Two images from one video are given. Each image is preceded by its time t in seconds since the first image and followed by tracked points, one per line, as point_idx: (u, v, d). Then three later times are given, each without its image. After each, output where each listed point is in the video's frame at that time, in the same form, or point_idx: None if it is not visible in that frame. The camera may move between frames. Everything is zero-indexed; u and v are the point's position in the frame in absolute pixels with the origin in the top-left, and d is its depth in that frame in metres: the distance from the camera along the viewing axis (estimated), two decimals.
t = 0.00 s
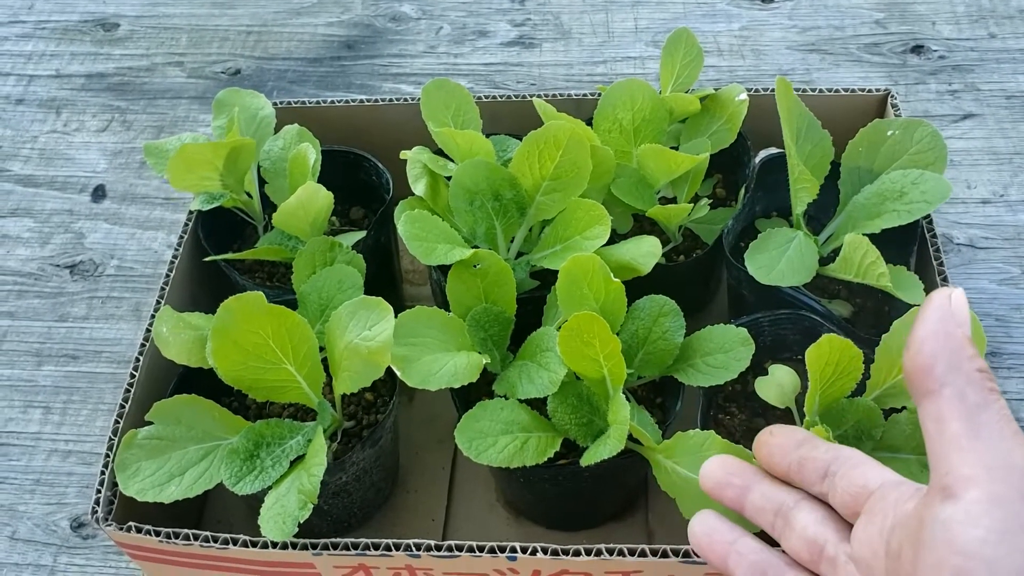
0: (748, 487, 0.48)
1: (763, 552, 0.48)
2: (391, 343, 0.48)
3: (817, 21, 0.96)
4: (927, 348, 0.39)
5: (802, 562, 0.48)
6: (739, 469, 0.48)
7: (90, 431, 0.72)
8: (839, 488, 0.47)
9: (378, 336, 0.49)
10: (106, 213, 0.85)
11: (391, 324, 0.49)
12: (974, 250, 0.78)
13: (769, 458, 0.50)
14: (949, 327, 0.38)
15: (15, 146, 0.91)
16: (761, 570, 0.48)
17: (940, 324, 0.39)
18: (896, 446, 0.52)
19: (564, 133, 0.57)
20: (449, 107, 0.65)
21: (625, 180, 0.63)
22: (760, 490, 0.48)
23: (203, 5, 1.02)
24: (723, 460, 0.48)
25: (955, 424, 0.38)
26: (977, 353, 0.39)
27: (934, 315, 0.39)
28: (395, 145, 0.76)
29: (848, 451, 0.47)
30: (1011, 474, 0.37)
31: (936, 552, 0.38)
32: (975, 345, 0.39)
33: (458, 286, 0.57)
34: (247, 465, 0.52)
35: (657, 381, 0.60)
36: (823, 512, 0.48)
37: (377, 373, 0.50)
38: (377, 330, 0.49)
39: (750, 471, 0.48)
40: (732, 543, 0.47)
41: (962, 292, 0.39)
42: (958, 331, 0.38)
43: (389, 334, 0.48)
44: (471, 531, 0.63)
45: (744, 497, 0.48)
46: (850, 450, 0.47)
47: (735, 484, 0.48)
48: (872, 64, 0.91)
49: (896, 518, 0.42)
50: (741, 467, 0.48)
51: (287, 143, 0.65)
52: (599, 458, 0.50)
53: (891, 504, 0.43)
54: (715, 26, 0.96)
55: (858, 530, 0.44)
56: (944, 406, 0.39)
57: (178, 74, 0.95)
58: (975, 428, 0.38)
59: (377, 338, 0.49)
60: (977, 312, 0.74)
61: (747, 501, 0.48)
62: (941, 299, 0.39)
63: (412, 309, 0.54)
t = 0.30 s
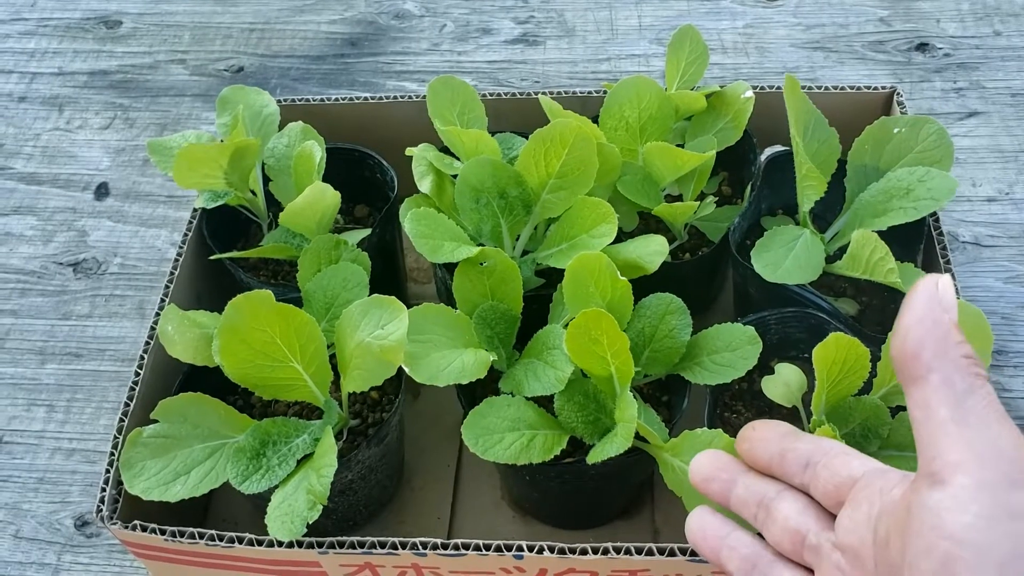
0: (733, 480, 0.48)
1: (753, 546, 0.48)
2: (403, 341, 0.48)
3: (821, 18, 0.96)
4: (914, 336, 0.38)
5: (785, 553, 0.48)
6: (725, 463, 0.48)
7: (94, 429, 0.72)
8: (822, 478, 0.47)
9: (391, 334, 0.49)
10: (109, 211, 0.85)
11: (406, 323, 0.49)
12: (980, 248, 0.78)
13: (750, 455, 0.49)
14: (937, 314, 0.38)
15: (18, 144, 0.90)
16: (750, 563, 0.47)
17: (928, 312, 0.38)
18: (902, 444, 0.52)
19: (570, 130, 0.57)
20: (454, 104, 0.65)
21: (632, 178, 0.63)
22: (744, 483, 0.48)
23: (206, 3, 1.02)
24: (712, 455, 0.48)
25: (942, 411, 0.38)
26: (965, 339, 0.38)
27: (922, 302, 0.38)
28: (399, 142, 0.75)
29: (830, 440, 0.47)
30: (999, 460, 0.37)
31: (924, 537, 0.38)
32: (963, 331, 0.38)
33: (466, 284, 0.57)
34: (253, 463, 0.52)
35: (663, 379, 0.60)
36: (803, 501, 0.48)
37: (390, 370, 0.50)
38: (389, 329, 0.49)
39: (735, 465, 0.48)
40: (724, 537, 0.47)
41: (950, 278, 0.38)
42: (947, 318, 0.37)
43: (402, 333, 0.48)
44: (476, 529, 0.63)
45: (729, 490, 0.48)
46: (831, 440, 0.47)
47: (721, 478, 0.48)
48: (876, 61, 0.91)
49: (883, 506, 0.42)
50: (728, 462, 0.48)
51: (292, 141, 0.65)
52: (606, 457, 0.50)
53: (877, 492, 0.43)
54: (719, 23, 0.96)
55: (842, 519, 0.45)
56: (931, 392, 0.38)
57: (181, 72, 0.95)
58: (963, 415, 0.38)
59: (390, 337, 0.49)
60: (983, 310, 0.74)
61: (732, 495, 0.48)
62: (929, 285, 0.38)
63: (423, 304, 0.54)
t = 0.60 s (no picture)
0: (718, 471, 0.48)
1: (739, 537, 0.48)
2: (404, 339, 0.48)
3: (821, 16, 0.96)
4: (901, 324, 0.37)
5: (768, 542, 0.47)
6: (711, 454, 0.48)
7: (93, 428, 0.72)
8: (804, 467, 0.47)
9: (392, 332, 0.49)
10: (108, 209, 0.85)
11: (406, 321, 0.48)
12: (980, 246, 0.78)
13: (734, 445, 0.49)
14: (925, 302, 0.37)
15: (17, 143, 0.90)
16: (735, 551, 0.47)
17: (917, 300, 0.37)
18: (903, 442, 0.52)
19: (570, 127, 0.57)
20: (454, 102, 0.65)
21: (632, 176, 0.63)
22: (729, 472, 0.48)
23: (205, 1, 1.02)
24: (698, 447, 0.48)
25: (927, 400, 0.37)
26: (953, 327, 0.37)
27: (909, 290, 0.37)
28: (399, 140, 0.75)
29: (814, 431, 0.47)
30: (984, 448, 0.36)
31: (908, 526, 0.37)
32: (950, 320, 0.37)
33: (466, 282, 0.57)
34: (252, 461, 0.51)
35: (664, 378, 0.60)
36: (786, 491, 0.48)
37: (392, 368, 0.50)
38: (388, 326, 0.49)
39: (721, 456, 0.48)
40: (710, 526, 0.48)
41: (939, 265, 0.37)
42: (935, 307, 0.37)
43: (403, 331, 0.48)
44: (476, 528, 0.63)
45: (714, 480, 0.48)
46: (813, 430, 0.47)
47: (707, 468, 0.48)
48: (876, 59, 0.91)
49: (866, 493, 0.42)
50: (714, 453, 0.48)
51: (291, 139, 0.65)
52: (606, 455, 0.50)
53: (861, 480, 0.42)
54: (719, 21, 0.96)
55: (825, 507, 0.44)
56: (917, 381, 0.38)
57: (180, 70, 0.95)
58: (948, 403, 0.37)
59: (390, 335, 0.48)
60: (984, 307, 0.74)
61: (717, 485, 0.48)
62: (918, 273, 0.37)
63: (422, 303, 0.54)
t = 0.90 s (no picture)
0: (717, 493, 0.49)
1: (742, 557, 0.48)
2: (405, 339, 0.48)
3: (822, 14, 0.95)
4: (878, 342, 0.39)
5: (767, 561, 0.48)
6: (709, 476, 0.49)
7: (93, 427, 0.71)
8: (800, 487, 0.46)
9: (392, 331, 0.48)
10: (108, 208, 0.85)
11: (406, 320, 0.48)
12: (982, 244, 0.77)
13: (731, 467, 0.48)
14: (899, 322, 0.39)
15: (16, 140, 0.90)
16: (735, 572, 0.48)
17: (891, 320, 0.39)
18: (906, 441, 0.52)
19: (571, 125, 0.57)
20: (455, 99, 0.64)
21: (633, 173, 0.62)
22: (727, 494, 0.48)
23: None
24: (697, 470, 0.49)
25: (904, 415, 0.38)
26: (927, 347, 0.39)
27: (885, 311, 0.39)
28: (399, 138, 0.75)
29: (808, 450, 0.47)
30: (959, 461, 0.37)
31: (890, 540, 0.38)
32: (924, 339, 0.39)
33: (467, 280, 0.56)
34: (253, 460, 0.51)
35: (665, 375, 0.59)
36: (783, 509, 0.48)
37: (392, 367, 0.49)
38: (389, 325, 0.49)
39: (719, 478, 0.49)
40: (710, 548, 0.48)
41: (911, 289, 0.39)
42: (909, 326, 0.39)
43: (403, 331, 0.48)
44: (477, 526, 0.63)
45: (713, 502, 0.49)
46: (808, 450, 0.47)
47: (706, 491, 0.49)
48: (877, 57, 0.91)
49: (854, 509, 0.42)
50: (712, 475, 0.49)
51: (291, 137, 0.65)
52: (609, 453, 0.50)
53: (850, 497, 0.43)
54: (720, 19, 0.96)
55: (819, 526, 0.44)
56: (894, 398, 0.39)
57: (180, 68, 0.95)
58: (924, 419, 0.38)
59: (391, 334, 0.48)
60: (985, 306, 0.74)
61: (716, 506, 0.49)
62: (891, 295, 0.39)
63: (424, 301, 0.54)
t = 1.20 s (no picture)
0: (712, 507, 0.49)
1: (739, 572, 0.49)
2: (397, 340, 0.48)
3: (819, 15, 0.95)
4: (877, 357, 0.39)
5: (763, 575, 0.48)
6: (704, 491, 0.49)
7: (87, 429, 0.71)
8: (797, 500, 0.47)
9: (384, 333, 0.48)
10: (103, 209, 0.85)
11: (395, 323, 0.48)
12: (977, 246, 0.78)
13: (727, 480, 0.48)
14: (898, 337, 0.39)
15: (11, 142, 0.90)
16: None
17: (890, 334, 0.39)
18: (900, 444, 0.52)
19: (565, 127, 0.57)
20: (450, 102, 0.64)
21: (627, 176, 0.62)
22: (723, 508, 0.49)
23: None
24: (690, 484, 0.49)
25: (906, 432, 0.38)
26: (926, 361, 0.39)
27: (884, 326, 0.39)
28: (394, 140, 0.75)
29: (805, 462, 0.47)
30: (962, 478, 0.37)
31: (891, 559, 0.38)
32: (924, 354, 0.39)
33: (460, 283, 0.56)
34: (246, 463, 0.51)
35: (659, 378, 0.59)
36: (778, 523, 0.49)
37: (385, 369, 0.50)
38: (381, 327, 0.49)
39: (715, 492, 0.49)
40: (705, 562, 0.48)
41: (910, 302, 0.39)
42: (908, 341, 0.39)
43: (395, 331, 0.48)
44: (472, 529, 0.63)
45: (708, 516, 0.49)
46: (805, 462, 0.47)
47: (700, 505, 0.49)
48: (873, 58, 0.91)
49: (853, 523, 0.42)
50: (707, 489, 0.49)
51: (285, 139, 0.65)
52: (602, 456, 0.50)
53: (848, 511, 0.43)
54: (716, 20, 0.96)
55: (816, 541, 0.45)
56: (895, 414, 0.39)
57: (175, 69, 0.95)
58: (926, 435, 0.38)
59: (383, 335, 0.48)
60: (980, 308, 0.74)
61: (712, 521, 0.49)
62: (890, 309, 0.39)
63: (415, 305, 0.54)
